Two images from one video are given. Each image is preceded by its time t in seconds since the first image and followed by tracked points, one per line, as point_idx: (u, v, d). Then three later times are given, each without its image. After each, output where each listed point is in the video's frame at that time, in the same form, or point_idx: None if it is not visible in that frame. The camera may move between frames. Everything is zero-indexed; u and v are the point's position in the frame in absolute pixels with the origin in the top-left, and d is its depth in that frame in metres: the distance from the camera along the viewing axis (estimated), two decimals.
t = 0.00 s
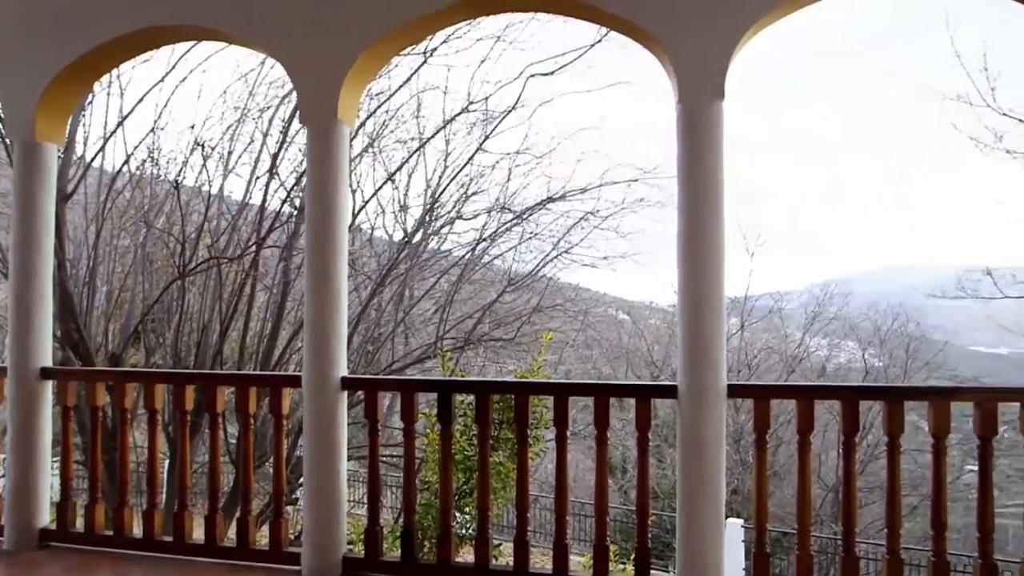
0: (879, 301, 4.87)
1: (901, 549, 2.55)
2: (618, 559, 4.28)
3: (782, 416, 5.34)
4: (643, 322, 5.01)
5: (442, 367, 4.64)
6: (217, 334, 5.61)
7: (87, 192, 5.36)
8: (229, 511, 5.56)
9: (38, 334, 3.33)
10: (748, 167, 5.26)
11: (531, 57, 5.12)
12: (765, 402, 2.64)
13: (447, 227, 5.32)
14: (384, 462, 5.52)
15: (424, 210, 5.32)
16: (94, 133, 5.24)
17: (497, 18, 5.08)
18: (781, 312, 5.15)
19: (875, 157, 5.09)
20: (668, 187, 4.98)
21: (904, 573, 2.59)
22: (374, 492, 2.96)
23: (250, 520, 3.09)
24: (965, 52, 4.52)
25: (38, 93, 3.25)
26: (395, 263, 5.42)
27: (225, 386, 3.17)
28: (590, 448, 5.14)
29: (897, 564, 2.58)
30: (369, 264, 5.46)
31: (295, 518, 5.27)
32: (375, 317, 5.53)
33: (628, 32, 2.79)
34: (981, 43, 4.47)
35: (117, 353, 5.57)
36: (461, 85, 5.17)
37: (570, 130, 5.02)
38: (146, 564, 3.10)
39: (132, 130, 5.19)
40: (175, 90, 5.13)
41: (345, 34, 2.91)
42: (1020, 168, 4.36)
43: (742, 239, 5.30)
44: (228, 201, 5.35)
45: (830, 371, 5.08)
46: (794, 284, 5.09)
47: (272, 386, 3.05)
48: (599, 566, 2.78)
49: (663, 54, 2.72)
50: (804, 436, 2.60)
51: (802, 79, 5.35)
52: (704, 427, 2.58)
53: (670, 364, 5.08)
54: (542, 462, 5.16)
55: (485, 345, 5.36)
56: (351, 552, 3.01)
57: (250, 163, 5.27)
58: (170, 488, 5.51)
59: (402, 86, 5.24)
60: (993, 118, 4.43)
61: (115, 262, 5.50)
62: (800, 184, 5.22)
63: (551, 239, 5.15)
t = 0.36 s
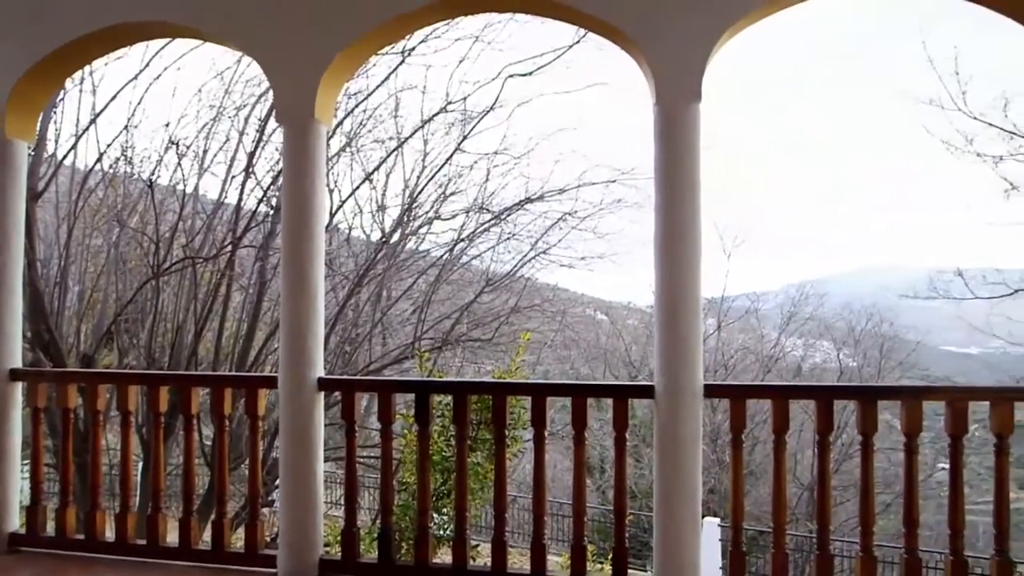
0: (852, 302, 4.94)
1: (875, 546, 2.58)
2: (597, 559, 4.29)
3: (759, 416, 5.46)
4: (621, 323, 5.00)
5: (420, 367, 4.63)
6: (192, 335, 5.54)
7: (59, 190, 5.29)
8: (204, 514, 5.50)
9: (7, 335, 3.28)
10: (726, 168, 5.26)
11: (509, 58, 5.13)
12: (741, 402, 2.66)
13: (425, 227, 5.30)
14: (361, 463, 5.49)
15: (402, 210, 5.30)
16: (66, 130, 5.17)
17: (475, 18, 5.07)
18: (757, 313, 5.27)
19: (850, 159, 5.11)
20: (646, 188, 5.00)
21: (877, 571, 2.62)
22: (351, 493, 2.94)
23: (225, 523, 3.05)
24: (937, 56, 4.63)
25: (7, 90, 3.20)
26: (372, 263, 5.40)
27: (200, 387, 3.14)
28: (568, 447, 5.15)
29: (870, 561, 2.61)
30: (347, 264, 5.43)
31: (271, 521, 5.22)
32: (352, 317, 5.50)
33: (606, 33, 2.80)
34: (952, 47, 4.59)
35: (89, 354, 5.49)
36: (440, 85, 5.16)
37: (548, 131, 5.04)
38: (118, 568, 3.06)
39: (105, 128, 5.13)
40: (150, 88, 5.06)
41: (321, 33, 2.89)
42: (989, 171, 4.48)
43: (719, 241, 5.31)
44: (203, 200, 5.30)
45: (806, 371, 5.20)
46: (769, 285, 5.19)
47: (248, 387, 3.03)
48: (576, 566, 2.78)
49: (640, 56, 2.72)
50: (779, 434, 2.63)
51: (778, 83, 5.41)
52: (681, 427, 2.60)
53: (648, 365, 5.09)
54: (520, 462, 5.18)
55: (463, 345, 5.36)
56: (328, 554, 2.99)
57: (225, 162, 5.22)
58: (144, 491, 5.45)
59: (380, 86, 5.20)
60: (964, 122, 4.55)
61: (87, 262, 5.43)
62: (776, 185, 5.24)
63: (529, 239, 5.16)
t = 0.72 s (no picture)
0: (829, 302, 4.98)
1: (850, 543, 2.61)
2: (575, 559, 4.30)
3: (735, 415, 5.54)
4: (600, 323, 5.05)
5: (398, 368, 4.61)
6: (167, 336, 5.48)
7: (30, 189, 5.24)
8: (178, 517, 5.43)
9: None
10: (705, 169, 5.29)
11: (488, 58, 5.12)
12: (718, 402, 2.67)
13: (404, 228, 5.28)
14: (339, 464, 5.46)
15: (381, 210, 5.27)
16: (38, 127, 5.08)
17: (454, 19, 5.04)
18: (734, 313, 5.32)
19: (827, 161, 5.17)
20: (624, 189, 5.01)
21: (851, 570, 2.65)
22: (328, 495, 2.93)
23: (201, 525, 3.02)
24: (910, 59, 4.72)
25: None
26: (350, 262, 5.38)
27: (175, 389, 3.10)
28: (546, 448, 5.16)
29: (845, 559, 2.64)
30: (325, 264, 5.41)
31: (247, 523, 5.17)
32: (331, 317, 5.48)
33: (584, 35, 2.81)
34: (925, 52, 4.68)
35: (61, 355, 5.41)
36: (418, 85, 5.13)
37: (527, 131, 5.03)
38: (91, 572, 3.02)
39: (78, 125, 5.05)
40: (125, 85, 4.98)
41: (299, 32, 2.88)
42: (960, 173, 4.52)
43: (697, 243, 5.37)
44: (179, 199, 5.25)
45: (782, 371, 5.21)
46: (748, 285, 5.23)
47: (225, 388, 3.00)
48: (554, 566, 2.78)
49: (619, 58, 2.74)
50: (756, 434, 2.65)
51: (753, 86, 5.46)
52: (658, 426, 2.61)
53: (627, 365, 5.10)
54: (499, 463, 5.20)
55: (442, 346, 5.35)
56: (305, 555, 2.97)
57: (201, 161, 5.17)
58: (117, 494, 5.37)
59: (358, 86, 5.17)
60: (936, 125, 4.60)
61: (60, 262, 5.35)
62: (754, 186, 5.27)
63: (507, 239, 5.16)
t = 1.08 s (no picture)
0: (804, 304, 5.05)
1: (824, 542, 2.63)
2: (553, 559, 4.30)
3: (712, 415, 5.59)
4: (578, 325, 5.06)
5: (375, 368, 4.60)
6: (142, 337, 5.42)
7: None
8: (152, 520, 5.36)
9: None
10: (679, 171, 5.35)
11: (466, 58, 5.08)
12: (694, 402, 2.69)
13: (381, 228, 5.26)
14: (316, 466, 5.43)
15: (359, 210, 5.24)
16: (8, 124, 4.98)
17: (432, 19, 5.02)
18: (711, 314, 5.44)
19: (801, 164, 5.24)
20: (602, 190, 5.04)
21: (826, 568, 2.67)
22: (305, 497, 2.90)
23: (175, 528, 2.99)
24: (883, 63, 4.76)
25: None
26: (328, 263, 5.34)
27: (149, 390, 3.06)
28: (524, 448, 5.16)
29: (820, 558, 2.66)
30: (302, 265, 5.36)
31: (222, 526, 5.12)
32: (308, 318, 5.44)
33: (563, 36, 2.82)
34: (899, 57, 4.72)
35: (32, 356, 5.30)
36: (397, 85, 5.11)
37: (506, 132, 5.04)
38: None
39: (50, 123, 4.96)
40: (99, 82, 4.91)
41: (277, 30, 2.86)
42: (933, 176, 4.55)
43: (675, 244, 5.46)
44: (154, 198, 5.20)
45: (758, 370, 5.32)
46: (724, 287, 5.35)
47: (200, 390, 2.97)
48: (532, 567, 2.78)
49: (597, 60, 2.74)
50: (733, 434, 2.66)
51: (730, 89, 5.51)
52: (635, 426, 2.62)
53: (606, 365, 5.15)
54: (477, 463, 5.19)
55: (420, 347, 5.33)
56: (281, 558, 2.94)
57: (177, 160, 5.12)
58: (89, 497, 5.28)
59: (336, 86, 5.13)
60: (910, 129, 4.64)
61: (31, 262, 5.26)
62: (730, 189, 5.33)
63: (486, 240, 5.13)
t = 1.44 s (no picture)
0: (780, 304, 5.12)
1: (798, 540, 2.66)
2: (530, 560, 4.31)
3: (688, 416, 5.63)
4: (556, 326, 5.14)
5: (352, 370, 4.59)
6: (114, 338, 5.34)
7: None
8: (124, 524, 5.28)
9: None
10: (657, 171, 5.34)
11: (444, 59, 5.07)
12: (672, 402, 2.70)
13: (358, 229, 5.23)
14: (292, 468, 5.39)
15: (335, 210, 5.21)
16: None
17: (410, 19, 5.00)
18: (687, 315, 5.44)
19: (777, 169, 5.29)
20: (579, 192, 5.07)
21: (800, 567, 2.70)
22: (280, 500, 2.88)
23: (148, 532, 2.95)
24: (857, 67, 4.85)
25: None
26: (304, 263, 5.30)
27: (121, 393, 3.02)
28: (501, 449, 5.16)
29: (794, 557, 2.69)
30: (278, 265, 5.32)
31: (196, 530, 5.06)
32: (283, 319, 5.40)
33: (540, 38, 2.82)
34: (872, 61, 4.82)
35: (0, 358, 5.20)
36: (374, 85, 5.08)
37: (484, 133, 5.02)
38: None
39: (20, 121, 4.88)
40: (69, 79, 4.82)
41: (252, 29, 2.84)
42: (905, 179, 4.64)
43: (652, 244, 5.45)
44: (126, 197, 5.12)
45: (734, 371, 5.37)
46: (699, 288, 5.35)
47: (173, 392, 2.93)
48: (509, 568, 2.78)
49: (574, 61, 2.75)
50: (708, 434, 2.68)
51: (708, 91, 5.51)
52: (612, 428, 2.63)
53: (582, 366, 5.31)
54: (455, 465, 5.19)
55: (397, 348, 5.31)
56: (256, 561, 2.92)
57: (150, 159, 5.06)
58: (59, 502, 5.19)
59: (313, 84, 5.09)
60: (882, 132, 4.74)
61: None
62: (707, 191, 5.32)
63: (463, 241, 5.14)
